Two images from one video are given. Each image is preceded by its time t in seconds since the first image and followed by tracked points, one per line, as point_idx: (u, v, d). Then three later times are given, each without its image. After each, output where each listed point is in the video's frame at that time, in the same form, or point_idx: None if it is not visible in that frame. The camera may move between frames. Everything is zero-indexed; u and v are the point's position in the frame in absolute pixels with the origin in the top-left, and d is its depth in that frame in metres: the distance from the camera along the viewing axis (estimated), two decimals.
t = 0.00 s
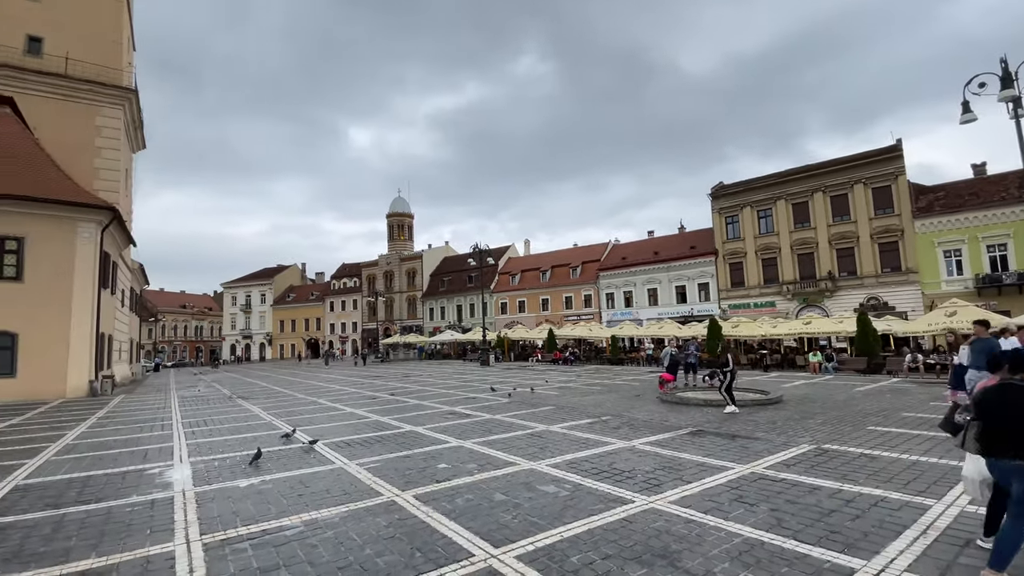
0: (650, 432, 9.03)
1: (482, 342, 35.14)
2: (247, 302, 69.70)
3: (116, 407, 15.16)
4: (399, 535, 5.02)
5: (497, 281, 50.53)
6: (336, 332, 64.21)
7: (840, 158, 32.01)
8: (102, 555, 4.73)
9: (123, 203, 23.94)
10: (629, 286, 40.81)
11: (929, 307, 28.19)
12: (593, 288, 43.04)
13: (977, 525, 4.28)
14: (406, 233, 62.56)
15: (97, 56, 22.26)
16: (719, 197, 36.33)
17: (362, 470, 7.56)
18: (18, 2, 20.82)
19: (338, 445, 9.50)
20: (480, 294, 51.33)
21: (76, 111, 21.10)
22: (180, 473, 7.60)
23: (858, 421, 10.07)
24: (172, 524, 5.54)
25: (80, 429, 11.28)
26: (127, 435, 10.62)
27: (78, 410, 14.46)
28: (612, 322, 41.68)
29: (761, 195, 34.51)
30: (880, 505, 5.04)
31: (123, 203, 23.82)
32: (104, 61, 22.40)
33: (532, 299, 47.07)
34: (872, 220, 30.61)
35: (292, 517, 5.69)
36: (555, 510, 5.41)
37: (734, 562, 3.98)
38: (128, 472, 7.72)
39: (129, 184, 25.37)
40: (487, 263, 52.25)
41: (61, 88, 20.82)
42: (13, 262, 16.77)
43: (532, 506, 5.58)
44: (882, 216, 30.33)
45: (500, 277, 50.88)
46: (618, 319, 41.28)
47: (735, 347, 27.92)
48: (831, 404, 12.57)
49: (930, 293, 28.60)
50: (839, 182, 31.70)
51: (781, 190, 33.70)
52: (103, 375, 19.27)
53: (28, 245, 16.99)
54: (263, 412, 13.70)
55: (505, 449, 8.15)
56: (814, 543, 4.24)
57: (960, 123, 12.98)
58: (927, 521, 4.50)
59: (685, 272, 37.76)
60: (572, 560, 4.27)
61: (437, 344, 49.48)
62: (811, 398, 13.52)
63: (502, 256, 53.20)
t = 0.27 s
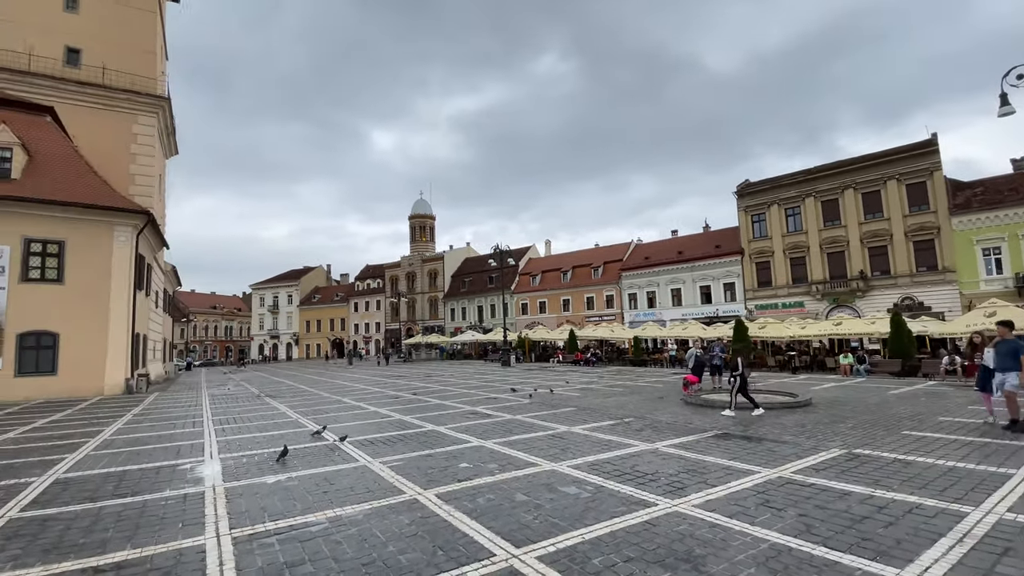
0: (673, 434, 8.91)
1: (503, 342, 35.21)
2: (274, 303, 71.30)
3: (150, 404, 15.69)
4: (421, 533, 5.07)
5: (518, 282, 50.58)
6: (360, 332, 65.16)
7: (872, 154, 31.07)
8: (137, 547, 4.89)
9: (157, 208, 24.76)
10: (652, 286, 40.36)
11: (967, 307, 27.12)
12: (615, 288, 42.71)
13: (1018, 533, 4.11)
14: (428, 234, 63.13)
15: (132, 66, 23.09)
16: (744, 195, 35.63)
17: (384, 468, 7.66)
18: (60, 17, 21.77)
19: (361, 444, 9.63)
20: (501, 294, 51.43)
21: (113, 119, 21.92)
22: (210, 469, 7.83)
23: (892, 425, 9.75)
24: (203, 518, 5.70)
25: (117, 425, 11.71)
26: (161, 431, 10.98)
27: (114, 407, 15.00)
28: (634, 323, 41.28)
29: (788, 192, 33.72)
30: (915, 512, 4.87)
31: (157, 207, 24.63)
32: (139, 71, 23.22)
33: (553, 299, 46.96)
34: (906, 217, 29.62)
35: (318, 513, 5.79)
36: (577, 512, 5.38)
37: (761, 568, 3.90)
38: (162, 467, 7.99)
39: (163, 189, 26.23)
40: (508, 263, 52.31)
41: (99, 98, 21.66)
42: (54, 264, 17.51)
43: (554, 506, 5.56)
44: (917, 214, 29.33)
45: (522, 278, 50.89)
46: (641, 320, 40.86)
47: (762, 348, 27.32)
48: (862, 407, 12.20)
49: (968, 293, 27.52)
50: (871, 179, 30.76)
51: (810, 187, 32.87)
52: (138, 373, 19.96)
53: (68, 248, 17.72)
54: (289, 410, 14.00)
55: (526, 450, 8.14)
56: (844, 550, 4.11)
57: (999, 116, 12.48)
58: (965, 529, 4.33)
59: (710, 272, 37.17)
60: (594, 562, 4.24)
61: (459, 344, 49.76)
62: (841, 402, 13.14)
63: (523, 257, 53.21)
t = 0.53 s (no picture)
0: (693, 437, 8.78)
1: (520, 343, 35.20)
2: (295, 304, 72.48)
3: (175, 403, 16.07)
4: (438, 533, 5.08)
5: (534, 283, 50.54)
6: (378, 333, 65.81)
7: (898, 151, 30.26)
8: (164, 542, 5.02)
9: (183, 211, 25.35)
10: (670, 287, 39.94)
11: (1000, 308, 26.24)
12: (633, 289, 42.38)
13: None
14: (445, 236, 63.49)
15: (158, 74, 23.71)
16: (766, 194, 35.02)
17: (402, 468, 7.72)
18: (90, 27, 22.47)
19: (379, 443, 9.71)
20: (517, 295, 51.42)
21: (140, 126, 22.52)
22: (233, 467, 7.98)
23: (920, 430, 9.47)
24: (226, 515, 5.81)
25: (144, 423, 12.04)
26: (185, 429, 11.24)
27: (141, 405, 15.39)
28: (652, 324, 40.89)
29: (811, 191, 33.03)
30: (945, 519, 4.71)
31: (183, 211, 25.24)
32: (165, 78, 23.83)
33: (570, 300, 46.80)
34: (935, 216, 28.80)
35: (336, 512, 5.85)
36: (594, 514, 5.33)
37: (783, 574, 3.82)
38: (187, 464, 8.18)
39: (188, 193, 26.85)
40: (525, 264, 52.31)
41: (127, 105, 22.28)
42: (86, 267, 18.07)
43: (571, 509, 5.53)
44: (946, 212, 28.49)
45: (538, 279, 50.83)
46: (659, 321, 40.45)
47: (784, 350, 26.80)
48: (889, 411, 11.87)
49: (1001, 293, 26.64)
50: (897, 176, 29.96)
51: (834, 185, 32.16)
52: (165, 372, 20.47)
53: (98, 251, 18.27)
54: (309, 410, 14.21)
55: (543, 451, 8.12)
56: (870, 557, 4.01)
57: None
58: (998, 537, 4.18)
59: (730, 273, 36.64)
60: (611, 566, 4.20)
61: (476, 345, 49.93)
62: (867, 405, 12.82)
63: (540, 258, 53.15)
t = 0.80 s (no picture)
0: (714, 442, 8.64)
1: (538, 345, 35.13)
2: (317, 307, 73.65)
3: (201, 403, 16.45)
4: (456, 535, 5.09)
5: (552, 285, 50.43)
6: (397, 335, 66.41)
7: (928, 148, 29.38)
8: (190, 538, 5.13)
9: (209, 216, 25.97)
10: (691, 289, 39.42)
11: None
12: (653, 291, 41.96)
13: None
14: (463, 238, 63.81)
15: (186, 83, 24.38)
16: (789, 194, 34.33)
17: (420, 469, 7.76)
18: (121, 39, 23.22)
19: (398, 444, 9.79)
20: (535, 298, 51.35)
21: (169, 134, 23.18)
22: (256, 466, 8.12)
23: (953, 436, 9.14)
24: (249, 513, 5.91)
25: (171, 422, 12.36)
26: (210, 429, 11.50)
27: (169, 405, 15.79)
28: (673, 327, 40.40)
29: (837, 190, 32.26)
30: (980, 529, 4.54)
31: (209, 216, 25.87)
32: (192, 87, 24.49)
33: (588, 303, 46.55)
34: (967, 215, 27.90)
35: (356, 512, 5.91)
36: (613, 519, 5.28)
37: None
38: (212, 463, 8.35)
39: (214, 199, 27.52)
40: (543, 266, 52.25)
41: (156, 114, 22.96)
42: (117, 271, 18.65)
43: (590, 513, 5.48)
44: (980, 211, 27.58)
45: (556, 281, 50.70)
46: (680, 323, 39.95)
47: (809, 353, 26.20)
48: (920, 416, 11.50)
49: None
50: (927, 174, 29.07)
51: (860, 184, 31.36)
52: (192, 373, 20.98)
53: (129, 255, 18.83)
54: (330, 411, 14.41)
55: (561, 455, 8.07)
56: (900, 568, 3.88)
57: None
58: None
59: (753, 274, 36.01)
60: (630, 571, 4.15)
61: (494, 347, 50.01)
62: (896, 410, 12.45)
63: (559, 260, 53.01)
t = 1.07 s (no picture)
0: (733, 447, 8.50)
1: (553, 348, 35.03)
2: (334, 310, 74.51)
3: (221, 405, 16.73)
4: (471, 538, 5.08)
5: (567, 288, 50.32)
6: (413, 338, 66.81)
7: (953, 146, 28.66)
8: (210, 538, 5.21)
9: (230, 221, 26.47)
10: (708, 291, 38.98)
11: None
12: (669, 294, 41.59)
13: None
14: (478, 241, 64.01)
15: (208, 92, 24.92)
16: (809, 195, 33.77)
17: (436, 471, 7.78)
18: (146, 50, 23.82)
19: (414, 446, 9.83)
20: (550, 301, 51.25)
21: (191, 141, 23.70)
22: (274, 467, 8.22)
23: (983, 443, 8.86)
24: (268, 514, 5.97)
25: (192, 423, 12.61)
26: (230, 430, 11.70)
27: (190, 407, 16.09)
28: (689, 330, 39.98)
29: (858, 190, 31.63)
30: (1011, 539, 4.39)
31: (230, 221, 26.35)
32: (214, 95, 25.03)
33: (603, 306, 46.32)
34: (995, 215, 27.14)
35: (373, 513, 5.94)
36: (630, 524, 5.22)
37: None
38: (232, 464, 8.49)
39: (234, 204, 28.05)
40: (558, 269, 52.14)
41: (179, 122, 23.51)
42: (141, 276, 19.08)
43: (606, 518, 5.43)
44: (1008, 210, 26.81)
45: (571, 284, 50.52)
46: (697, 326, 39.52)
47: (831, 358, 25.70)
48: (947, 422, 11.17)
49: None
50: (953, 173, 28.34)
51: (883, 184, 30.71)
52: (213, 375, 21.35)
53: (152, 260, 19.26)
54: (347, 413, 14.54)
55: (577, 458, 8.02)
56: None
57: None
58: None
59: (772, 276, 35.50)
60: None
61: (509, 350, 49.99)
62: (921, 416, 12.12)
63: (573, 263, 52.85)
